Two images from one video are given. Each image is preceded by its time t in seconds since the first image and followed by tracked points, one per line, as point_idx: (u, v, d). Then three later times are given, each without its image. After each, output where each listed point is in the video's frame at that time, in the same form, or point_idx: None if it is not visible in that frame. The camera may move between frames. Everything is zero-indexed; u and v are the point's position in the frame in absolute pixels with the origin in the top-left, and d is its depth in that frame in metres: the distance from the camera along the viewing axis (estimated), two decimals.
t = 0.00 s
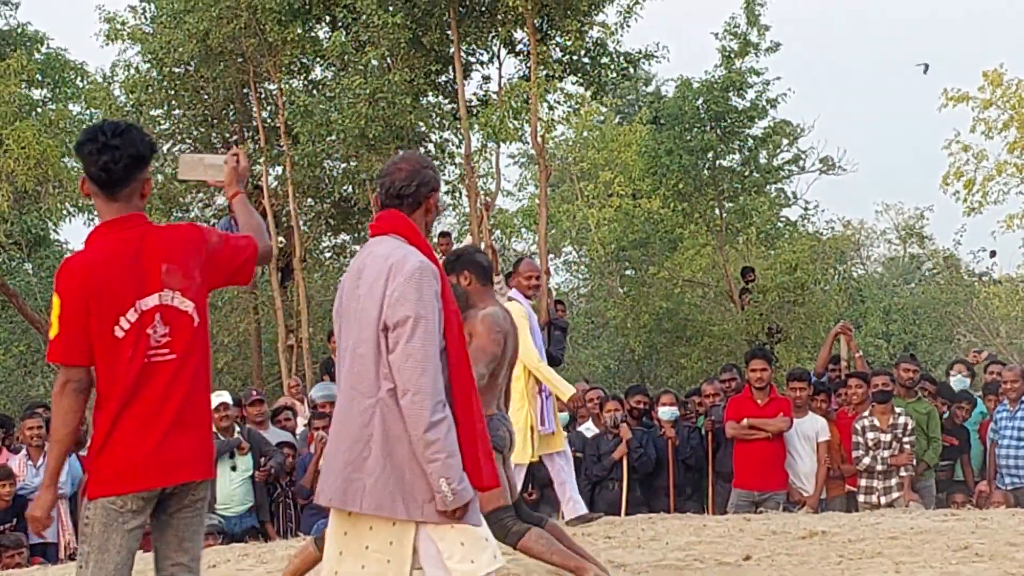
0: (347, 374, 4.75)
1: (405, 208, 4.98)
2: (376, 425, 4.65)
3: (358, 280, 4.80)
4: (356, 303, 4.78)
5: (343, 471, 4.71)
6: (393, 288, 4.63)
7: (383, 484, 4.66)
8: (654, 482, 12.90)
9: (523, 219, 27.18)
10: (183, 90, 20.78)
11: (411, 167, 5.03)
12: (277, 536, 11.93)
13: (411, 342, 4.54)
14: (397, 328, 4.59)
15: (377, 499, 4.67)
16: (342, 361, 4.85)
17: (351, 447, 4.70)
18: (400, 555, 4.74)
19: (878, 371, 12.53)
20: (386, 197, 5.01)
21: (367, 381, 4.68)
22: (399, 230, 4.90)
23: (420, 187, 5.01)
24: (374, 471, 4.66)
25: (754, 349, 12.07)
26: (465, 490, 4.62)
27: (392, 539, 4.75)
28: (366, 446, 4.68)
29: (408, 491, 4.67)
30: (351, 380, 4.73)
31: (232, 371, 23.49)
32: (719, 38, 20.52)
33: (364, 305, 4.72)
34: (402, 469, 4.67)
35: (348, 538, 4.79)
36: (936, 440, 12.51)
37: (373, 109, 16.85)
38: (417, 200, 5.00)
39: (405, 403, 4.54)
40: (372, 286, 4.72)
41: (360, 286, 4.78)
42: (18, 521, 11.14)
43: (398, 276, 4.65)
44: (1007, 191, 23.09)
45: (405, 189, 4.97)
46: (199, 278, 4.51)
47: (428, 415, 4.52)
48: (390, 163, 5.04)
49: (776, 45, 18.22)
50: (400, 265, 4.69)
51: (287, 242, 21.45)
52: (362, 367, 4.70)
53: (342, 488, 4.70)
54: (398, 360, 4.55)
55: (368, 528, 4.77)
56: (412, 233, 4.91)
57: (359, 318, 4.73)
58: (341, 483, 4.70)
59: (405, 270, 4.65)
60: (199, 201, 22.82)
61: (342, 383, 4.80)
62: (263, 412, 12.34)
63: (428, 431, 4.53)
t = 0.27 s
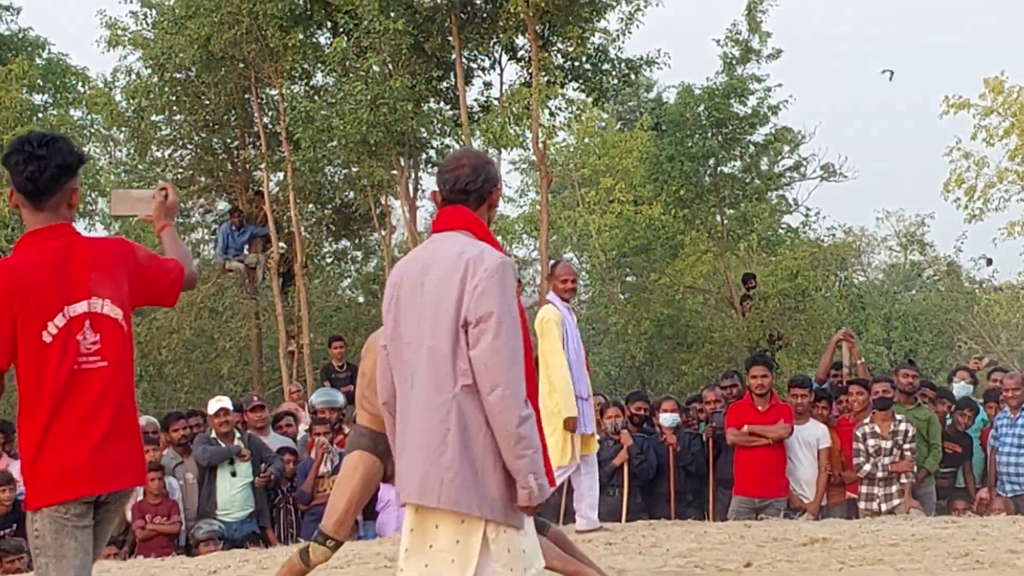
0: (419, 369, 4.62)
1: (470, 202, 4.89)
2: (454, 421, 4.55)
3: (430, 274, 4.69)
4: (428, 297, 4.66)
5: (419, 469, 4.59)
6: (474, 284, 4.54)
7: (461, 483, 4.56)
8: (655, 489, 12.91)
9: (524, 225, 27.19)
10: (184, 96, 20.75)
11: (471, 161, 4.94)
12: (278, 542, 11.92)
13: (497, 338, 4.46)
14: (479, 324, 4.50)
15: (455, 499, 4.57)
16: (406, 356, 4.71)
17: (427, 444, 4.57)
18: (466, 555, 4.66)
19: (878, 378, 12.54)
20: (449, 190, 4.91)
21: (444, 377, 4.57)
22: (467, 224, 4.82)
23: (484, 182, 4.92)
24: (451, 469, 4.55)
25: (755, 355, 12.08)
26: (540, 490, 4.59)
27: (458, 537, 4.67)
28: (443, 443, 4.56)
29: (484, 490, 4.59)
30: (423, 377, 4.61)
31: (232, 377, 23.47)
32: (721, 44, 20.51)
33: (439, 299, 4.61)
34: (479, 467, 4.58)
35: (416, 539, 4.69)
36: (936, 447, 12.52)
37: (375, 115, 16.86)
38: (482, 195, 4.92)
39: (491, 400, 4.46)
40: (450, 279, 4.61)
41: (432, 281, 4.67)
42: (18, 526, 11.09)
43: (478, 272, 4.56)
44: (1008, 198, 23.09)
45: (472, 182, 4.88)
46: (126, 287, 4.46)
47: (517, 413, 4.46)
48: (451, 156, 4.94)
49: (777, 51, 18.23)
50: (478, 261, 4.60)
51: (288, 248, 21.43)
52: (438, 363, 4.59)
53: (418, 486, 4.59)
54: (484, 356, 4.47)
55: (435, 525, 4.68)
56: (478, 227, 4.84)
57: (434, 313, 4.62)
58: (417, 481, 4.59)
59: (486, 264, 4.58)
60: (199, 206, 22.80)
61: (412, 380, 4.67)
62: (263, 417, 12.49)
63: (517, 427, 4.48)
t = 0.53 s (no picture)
0: (491, 377, 4.62)
1: (533, 213, 4.94)
2: (529, 428, 4.55)
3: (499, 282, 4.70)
4: (498, 303, 4.67)
5: (493, 476, 4.56)
6: (546, 289, 4.55)
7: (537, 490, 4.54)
8: (656, 492, 12.90)
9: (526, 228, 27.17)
10: (186, 99, 20.74)
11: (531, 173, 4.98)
12: (279, 545, 12.03)
13: (572, 343, 4.46)
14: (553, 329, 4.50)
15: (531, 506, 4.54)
16: (476, 364, 4.71)
17: (501, 452, 4.55)
18: (538, 560, 4.60)
19: (881, 383, 12.51)
20: (511, 199, 4.95)
21: (517, 384, 4.57)
22: (531, 233, 4.86)
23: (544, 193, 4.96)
24: (526, 475, 4.53)
25: (758, 360, 12.03)
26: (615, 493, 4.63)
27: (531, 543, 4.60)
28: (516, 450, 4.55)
29: (558, 498, 4.57)
30: (497, 383, 4.61)
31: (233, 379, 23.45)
32: (723, 48, 20.50)
33: (510, 306, 4.62)
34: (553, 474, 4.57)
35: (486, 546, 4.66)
36: (938, 451, 12.51)
37: (377, 119, 16.86)
38: (544, 205, 4.96)
39: (569, 406, 4.46)
40: (520, 286, 4.62)
41: (502, 288, 4.68)
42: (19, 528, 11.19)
43: (550, 277, 4.58)
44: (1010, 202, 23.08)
45: (535, 191, 4.93)
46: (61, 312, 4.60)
47: (596, 419, 4.48)
48: (511, 168, 4.99)
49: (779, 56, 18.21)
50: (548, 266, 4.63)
51: (290, 251, 21.42)
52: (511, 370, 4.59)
53: (491, 493, 4.56)
54: (560, 361, 4.47)
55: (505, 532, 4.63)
56: (543, 236, 4.89)
57: (506, 319, 4.63)
58: (491, 489, 4.56)
59: (556, 270, 4.59)
60: (201, 209, 22.80)
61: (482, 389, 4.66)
62: (265, 420, 12.49)
63: (597, 431, 4.51)
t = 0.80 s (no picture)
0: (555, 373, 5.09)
1: (597, 212, 5.29)
2: (587, 421, 5.00)
3: (560, 285, 5.15)
4: (561, 304, 5.12)
5: (557, 470, 5.03)
6: (598, 288, 4.98)
7: (595, 477, 4.99)
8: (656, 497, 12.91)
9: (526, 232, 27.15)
10: (186, 103, 20.75)
11: (593, 174, 5.34)
12: (279, 549, 12.08)
13: (621, 337, 4.89)
14: (605, 324, 4.94)
15: (590, 494, 4.99)
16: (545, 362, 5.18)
17: (563, 444, 5.02)
18: (607, 555, 5.08)
19: (882, 387, 12.52)
20: (573, 202, 5.33)
21: (575, 379, 5.02)
22: (591, 233, 5.23)
23: (607, 193, 5.31)
24: (585, 467, 4.98)
25: (758, 364, 11.94)
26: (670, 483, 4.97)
27: (600, 539, 5.08)
28: (577, 442, 5.01)
29: (617, 485, 5.01)
30: (559, 380, 5.07)
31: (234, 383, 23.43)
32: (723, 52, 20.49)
33: (569, 306, 5.07)
34: (611, 463, 5.01)
35: (555, 538, 5.13)
36: (938, 456, 12.53)
37: (378, 122, 16.90)
38: (607, 205, 5.31)
39: (618, 397, 4.88)
40: (577, 286, 5.07)
41: (564, 288, 5.12)
42: (19, 531, 11.24)
43: (603, 275, 5.00)
44: (1011, 208, 23.07)
45: (595, 193, 5.27)
46: (11, 317, 5.75)
47: (642, 408, 4.87)
48: (574, 171, 5.36)
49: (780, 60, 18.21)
50: (602, 264, 5.04)
51: (291, 254, 21.41)
52: (571, 366, 5.04)
53: (557, 485, 5.04)
54: (609, 355, 4.90)
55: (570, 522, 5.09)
56: (605, 234, 5.26)
57: (565, 319, 5.08)
58: (556, 481, 5.03)
59: (609, 269, 5.01)
60: (201, 213, 22.79)
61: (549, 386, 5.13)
62: (265, 424, 12.47)
63: (645, 423, 4.90)
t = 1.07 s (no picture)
0: (621, 372, 5.33)
1: (664, 214, 5.51)
2: (651, 419, 5.24)
3: (628, 285, 5.37)
4: (626, 305, 5.35)
5: (621, 466, 5.28)
6: (664, 288, 5.21)
7: (660, 473, 5.23)
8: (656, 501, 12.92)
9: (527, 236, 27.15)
10: (187, 105, 20.75)
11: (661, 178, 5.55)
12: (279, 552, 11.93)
13: (683, 336, 5.12)
14: (669, 324, 5.17)
15: (655, 489, 5.23)
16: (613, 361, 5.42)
17: (630, 441, 5.25)
18: (677, 552, 5.33)
19: (883, 391, 12.50)
20: (641, 204, 5.53)
21: (642, 378, 5.26)
22: (659, 235, 5.44)
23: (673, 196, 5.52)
24: (652, 463, 5.22)
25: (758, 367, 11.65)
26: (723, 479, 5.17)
27: (669, 537, 5.35)
28: (644, 439, 5.25)
29: (680, 480, 5.24)
30: (624, 379, 5.31)
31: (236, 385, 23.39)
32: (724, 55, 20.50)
33: (635, 306, 5.30)
34: (673, 459, 5.24)
35: (626, 535, 5.39)
36: (940, 460, 12.51)
37: (378, 125, 16.86)
38: (673, 208, 5.51)
39: (677, 394, 5.10)
40: (643, 287, 5.31)
41: (630, 288, 5.36)
42: (21, 534, 11.16)
43: (669, 275, 5.23)
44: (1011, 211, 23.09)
45: (664, 196, 5.49)
46: None
47: (700, 405, 5.08)
48: (642, 174, 5.56)
49: (780, 63, 18.24)
50: (669, 265, 5.26)
51: (291, 257, 21.41)
52: (636, 365, 5.27)
53: (620, 482, 5.29)
54: (672, 353, 5.13)
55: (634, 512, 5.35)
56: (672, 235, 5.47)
57: (631, 319, 5.32)
58: (620, 477, 5.28)
59: (675, 269, 5.23)
60: (202, 216, 22.82)
61: (617, 384, 5.37)
62: (265, 427, 12.48)
63: (699, 421, 5.09)
